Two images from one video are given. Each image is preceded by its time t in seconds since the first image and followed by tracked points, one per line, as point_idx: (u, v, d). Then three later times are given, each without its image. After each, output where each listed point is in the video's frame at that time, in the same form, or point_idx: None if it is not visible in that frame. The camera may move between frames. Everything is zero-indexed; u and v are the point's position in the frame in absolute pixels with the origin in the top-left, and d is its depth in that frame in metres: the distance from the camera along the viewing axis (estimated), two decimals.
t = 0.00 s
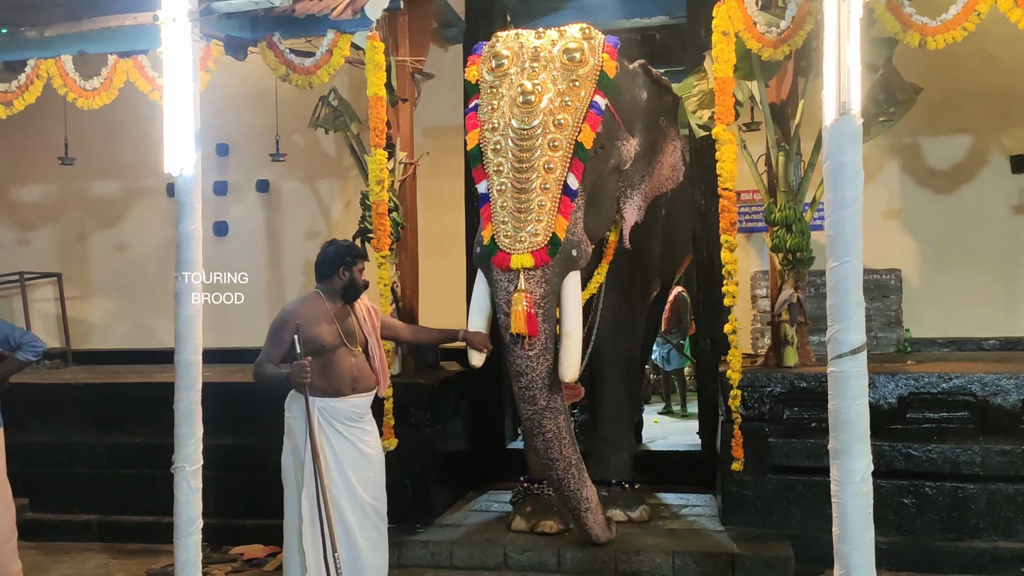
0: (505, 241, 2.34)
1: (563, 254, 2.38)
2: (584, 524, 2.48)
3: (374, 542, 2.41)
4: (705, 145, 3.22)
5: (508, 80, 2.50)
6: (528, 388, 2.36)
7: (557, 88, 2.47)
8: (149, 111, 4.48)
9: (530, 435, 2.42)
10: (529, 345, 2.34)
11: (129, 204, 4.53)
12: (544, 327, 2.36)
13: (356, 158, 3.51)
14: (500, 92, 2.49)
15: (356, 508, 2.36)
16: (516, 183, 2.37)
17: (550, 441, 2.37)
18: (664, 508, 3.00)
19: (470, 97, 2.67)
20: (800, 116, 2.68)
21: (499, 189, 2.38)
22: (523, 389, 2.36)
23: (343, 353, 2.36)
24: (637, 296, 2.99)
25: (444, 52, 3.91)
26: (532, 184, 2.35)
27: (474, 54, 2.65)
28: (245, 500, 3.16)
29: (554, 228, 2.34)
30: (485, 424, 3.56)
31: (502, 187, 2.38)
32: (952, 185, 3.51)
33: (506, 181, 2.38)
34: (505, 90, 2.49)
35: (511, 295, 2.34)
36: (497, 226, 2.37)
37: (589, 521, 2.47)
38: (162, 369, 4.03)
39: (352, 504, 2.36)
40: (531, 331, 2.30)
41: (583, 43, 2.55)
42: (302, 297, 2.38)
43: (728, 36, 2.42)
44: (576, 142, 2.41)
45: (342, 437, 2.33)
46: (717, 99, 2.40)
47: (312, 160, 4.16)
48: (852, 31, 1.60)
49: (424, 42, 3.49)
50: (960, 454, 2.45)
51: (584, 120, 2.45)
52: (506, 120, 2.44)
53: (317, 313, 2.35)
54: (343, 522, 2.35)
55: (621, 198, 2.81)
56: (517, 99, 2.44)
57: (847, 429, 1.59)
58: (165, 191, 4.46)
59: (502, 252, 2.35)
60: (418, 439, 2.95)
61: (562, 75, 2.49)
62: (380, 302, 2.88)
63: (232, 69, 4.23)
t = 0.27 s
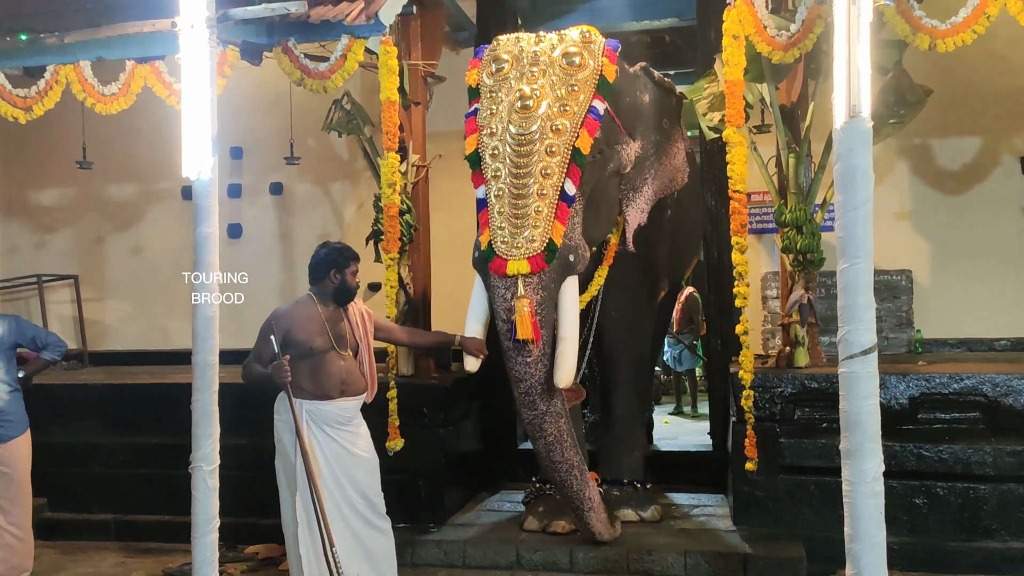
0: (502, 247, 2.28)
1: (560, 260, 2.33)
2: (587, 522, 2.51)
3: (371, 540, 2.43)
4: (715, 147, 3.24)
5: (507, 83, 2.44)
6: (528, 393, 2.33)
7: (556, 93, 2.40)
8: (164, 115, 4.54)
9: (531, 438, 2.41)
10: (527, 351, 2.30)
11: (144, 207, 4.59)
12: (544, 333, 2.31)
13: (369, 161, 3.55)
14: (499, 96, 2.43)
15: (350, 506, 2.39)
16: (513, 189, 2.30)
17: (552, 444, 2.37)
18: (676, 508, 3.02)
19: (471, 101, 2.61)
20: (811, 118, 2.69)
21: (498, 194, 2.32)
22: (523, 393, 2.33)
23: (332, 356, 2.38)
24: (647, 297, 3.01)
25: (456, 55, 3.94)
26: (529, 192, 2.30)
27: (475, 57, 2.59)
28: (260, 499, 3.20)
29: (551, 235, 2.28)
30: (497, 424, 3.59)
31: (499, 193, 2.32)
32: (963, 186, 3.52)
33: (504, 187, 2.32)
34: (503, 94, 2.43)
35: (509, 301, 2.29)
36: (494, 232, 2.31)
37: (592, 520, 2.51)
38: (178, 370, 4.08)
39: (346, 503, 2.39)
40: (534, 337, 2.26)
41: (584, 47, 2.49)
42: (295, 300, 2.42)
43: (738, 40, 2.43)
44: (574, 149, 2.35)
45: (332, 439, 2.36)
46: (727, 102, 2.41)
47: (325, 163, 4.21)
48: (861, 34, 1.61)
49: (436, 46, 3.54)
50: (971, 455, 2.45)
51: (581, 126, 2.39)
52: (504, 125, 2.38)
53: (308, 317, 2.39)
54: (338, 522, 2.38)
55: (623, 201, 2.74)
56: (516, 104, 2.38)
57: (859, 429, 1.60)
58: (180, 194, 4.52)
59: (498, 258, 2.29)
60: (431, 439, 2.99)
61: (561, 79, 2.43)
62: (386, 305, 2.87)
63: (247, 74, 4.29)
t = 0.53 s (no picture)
0: (496, 251, 2.23)
1: (554, 265, 2.27)
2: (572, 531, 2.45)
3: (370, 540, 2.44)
4: (727, 150, 3.25)
5: (507, 88, 2.39)
6: (516, 398, 2.28)
7: (555, 98, 2.35)
8: (180, 118, 4.59)
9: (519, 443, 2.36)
10: (517, 356, 2.25)
11: (160, 210, 4.64)
12: (534, 339, 2.26)
13: (382, 164, 3.58)
14: (499, 101, 2.38)
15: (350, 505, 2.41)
16: (510, 193, 2.25)
17: (540, 449, 2.32)
18: (687, 509, 3.04)
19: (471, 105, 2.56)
20: (823, 121, 2.70)
21: (494, 198, 2.27)
22: (513, 398, 2.29)
23: (333, 357, 2.40)
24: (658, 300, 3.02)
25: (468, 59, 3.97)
26: (526, 197, 2.24)
27: (478, 60, 2.54)
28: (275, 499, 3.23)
29: (546, 240, 2.22)
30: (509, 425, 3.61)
31: (496, 196, 2.26)
32: (976, 189, 3.51)
33: (500, 191, 2.26)
34: (503, 97, 2.38)
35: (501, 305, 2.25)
36: (489, 235, 2.27)
37: (577, 529, 2.44)
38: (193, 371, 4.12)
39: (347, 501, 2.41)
40: (518, 343, 2.21)
41: (585, 52, 2.45)
42: (294, 301, 2.42)
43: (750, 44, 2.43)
44: (572, 153, 2.29)
45: (333, 439, 2.37)
46: (739, 106, 2.39)
47: (339, 167, 4.25)
48: (873, 39, 1.63)
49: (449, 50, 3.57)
50: (984, 457, 2.45)
51: (580, 131, 2.33)
52: (502, 130, 2.33)
53: (307, 317, 2.38)
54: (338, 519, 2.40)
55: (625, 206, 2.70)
56: (515, 108, 2.33)
57: (871, 431, 1.62)
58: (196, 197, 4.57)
59: (492, 261, 2.24)
60: (444, 440, 3.01)
61: (562, 84, 2.38)
62: (396, 308, 2.89)
63: (261, 78, 4.33)
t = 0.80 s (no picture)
0: (495, 250, 2.22)
1: (554, 266, 2.24)
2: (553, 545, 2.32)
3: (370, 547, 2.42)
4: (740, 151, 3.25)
5: (513, 87, 2.38)
6: (509, 397, 2.24)
7: (559, 99, 2.34)
8: (194, 119, 4.63)
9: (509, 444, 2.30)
10: (511, 355, 2.22)
11: (174, 210, 4.69)
12: (529, 338, 2.23)
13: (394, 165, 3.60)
14: (504, 100, 2.37)
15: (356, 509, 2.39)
16: (512, 193, 2.23)
17: (529, 452, 2.26)
18: (699, 510, 3.04)
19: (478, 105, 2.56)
20: (835, 122, 2.70)
21: (495, 198, 2.26)
22: (506, 399, 2.24)
23: (343, 358, 2.40)
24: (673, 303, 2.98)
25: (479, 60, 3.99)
26: (528, 198, 2.22)
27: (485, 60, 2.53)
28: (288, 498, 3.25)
29: (546, 241, 2.20)
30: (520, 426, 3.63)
31: (497, 196, 2.25)
32: (989, 190, 3.50)
33: (502, 191, 2.25)
34: (508, 97, 2.37)
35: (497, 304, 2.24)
36: (489, 235, 2.26)
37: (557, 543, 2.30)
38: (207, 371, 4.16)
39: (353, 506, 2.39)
40: (502, 342, 2.17)
41: (590, 52, 2.44)
42: (300, 305, 2.44)
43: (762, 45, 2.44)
44: (574, 154, 2.27)
45: (344, 441, 2.37)
46: (750, 107, 2.40)
47: (351, 168, 4.27)
48: (886, 42, 1.63)
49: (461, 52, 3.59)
50: (997, 459, 2.44)
51: (583, 133, 2.31)
52: (505, 130, 2.32)
53: (316, 321, 2.41)
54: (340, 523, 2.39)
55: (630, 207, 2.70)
56: (519, 107, 2.32)
57: (882, 433, 1.62)
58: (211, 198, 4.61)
59: (491, 260, 2.23)
60: (455, 440, 3.03)
61: (567, 84, 2.37)
62: (408, 309, 2.90)
63: (274, 80, 4.36)
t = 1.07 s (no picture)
0: (503, 245, 2.21)
1: (562, 259, 2.24)
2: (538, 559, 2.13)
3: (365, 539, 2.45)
4: (750, 150, 3.25)
5: (517, 83, 2.39)
6: (515, 393, 2.18)
7: (563, 93, 2.35)
8: (207, 119, 4.66)
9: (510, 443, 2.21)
10: (518, 349, 2.19)
11: (188, 209, 4.72)
12: (538, 332, 2.20)
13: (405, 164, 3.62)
14: (509, 97, 2.37)
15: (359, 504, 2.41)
16: (517, 187, 2.24)
17: (529, 451, 2.15)
18: (709, 510, 3.04)
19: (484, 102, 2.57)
20: (845, 122, 2.69)
21: (502, 192, 2.26)
22: (510, 394, 2.19)
23: (350, 355, 2.41)
24: (688, 297, 2.93)
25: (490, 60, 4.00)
26: (533, 192, 2.22)
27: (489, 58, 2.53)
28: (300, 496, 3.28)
29: (553, 234, 2.20)
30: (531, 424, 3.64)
31: (504, 191, 2.26)
32: (1001, 189, 3.48)
33: (509, 186, 2.25)
34: (513, 93, 2.37)
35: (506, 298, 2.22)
36: (497, 230, 2.25)
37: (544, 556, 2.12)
38: (219, 369, 4.19)
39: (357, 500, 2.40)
40: (510, 335, 2.16)
41: (594, 47, 2.45)
42: (305, 304, 2.46)
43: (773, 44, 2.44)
44: (579, 147, 2.27)
45: (351, 437, 2.38)
46: (760, 105, 2.40)
47: (362, 167, 4.29)
48: (896, 40, 1.63)
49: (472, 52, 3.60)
50: (1008, 460, 2.44)
51: (588, 126, 2.31)
52: (510, 125, 2.32)
53: (321, 319, 2.42)
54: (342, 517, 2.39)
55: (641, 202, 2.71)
56: (523, 103, 2.33)
57: (892, 432, 1.62)
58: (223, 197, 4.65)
59: (498, 255, 2.23)
60: (466, 439, 3.04)
61: (571, 78, 2.38)
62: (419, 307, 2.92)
63: (285, 79, 4.39)
